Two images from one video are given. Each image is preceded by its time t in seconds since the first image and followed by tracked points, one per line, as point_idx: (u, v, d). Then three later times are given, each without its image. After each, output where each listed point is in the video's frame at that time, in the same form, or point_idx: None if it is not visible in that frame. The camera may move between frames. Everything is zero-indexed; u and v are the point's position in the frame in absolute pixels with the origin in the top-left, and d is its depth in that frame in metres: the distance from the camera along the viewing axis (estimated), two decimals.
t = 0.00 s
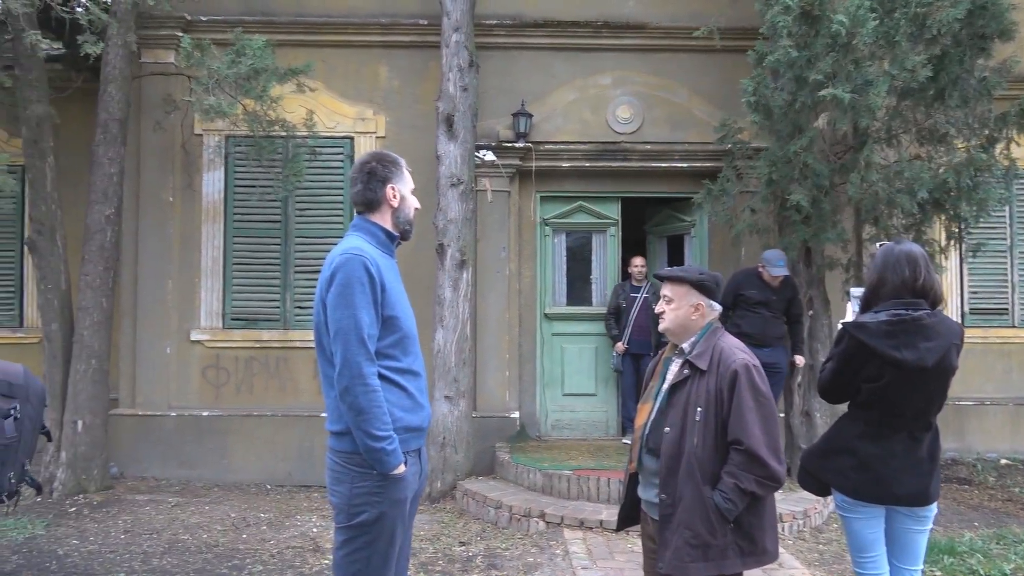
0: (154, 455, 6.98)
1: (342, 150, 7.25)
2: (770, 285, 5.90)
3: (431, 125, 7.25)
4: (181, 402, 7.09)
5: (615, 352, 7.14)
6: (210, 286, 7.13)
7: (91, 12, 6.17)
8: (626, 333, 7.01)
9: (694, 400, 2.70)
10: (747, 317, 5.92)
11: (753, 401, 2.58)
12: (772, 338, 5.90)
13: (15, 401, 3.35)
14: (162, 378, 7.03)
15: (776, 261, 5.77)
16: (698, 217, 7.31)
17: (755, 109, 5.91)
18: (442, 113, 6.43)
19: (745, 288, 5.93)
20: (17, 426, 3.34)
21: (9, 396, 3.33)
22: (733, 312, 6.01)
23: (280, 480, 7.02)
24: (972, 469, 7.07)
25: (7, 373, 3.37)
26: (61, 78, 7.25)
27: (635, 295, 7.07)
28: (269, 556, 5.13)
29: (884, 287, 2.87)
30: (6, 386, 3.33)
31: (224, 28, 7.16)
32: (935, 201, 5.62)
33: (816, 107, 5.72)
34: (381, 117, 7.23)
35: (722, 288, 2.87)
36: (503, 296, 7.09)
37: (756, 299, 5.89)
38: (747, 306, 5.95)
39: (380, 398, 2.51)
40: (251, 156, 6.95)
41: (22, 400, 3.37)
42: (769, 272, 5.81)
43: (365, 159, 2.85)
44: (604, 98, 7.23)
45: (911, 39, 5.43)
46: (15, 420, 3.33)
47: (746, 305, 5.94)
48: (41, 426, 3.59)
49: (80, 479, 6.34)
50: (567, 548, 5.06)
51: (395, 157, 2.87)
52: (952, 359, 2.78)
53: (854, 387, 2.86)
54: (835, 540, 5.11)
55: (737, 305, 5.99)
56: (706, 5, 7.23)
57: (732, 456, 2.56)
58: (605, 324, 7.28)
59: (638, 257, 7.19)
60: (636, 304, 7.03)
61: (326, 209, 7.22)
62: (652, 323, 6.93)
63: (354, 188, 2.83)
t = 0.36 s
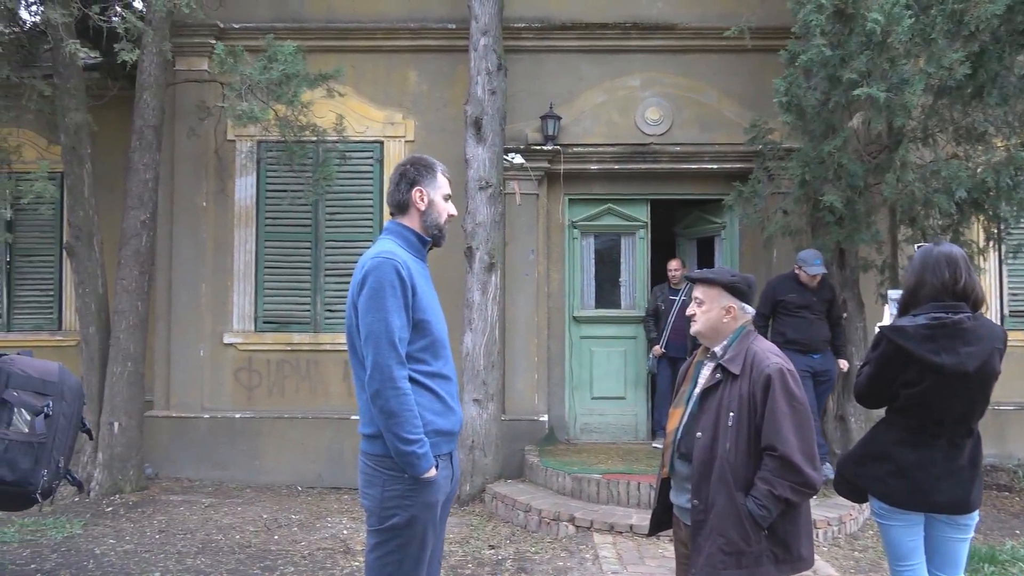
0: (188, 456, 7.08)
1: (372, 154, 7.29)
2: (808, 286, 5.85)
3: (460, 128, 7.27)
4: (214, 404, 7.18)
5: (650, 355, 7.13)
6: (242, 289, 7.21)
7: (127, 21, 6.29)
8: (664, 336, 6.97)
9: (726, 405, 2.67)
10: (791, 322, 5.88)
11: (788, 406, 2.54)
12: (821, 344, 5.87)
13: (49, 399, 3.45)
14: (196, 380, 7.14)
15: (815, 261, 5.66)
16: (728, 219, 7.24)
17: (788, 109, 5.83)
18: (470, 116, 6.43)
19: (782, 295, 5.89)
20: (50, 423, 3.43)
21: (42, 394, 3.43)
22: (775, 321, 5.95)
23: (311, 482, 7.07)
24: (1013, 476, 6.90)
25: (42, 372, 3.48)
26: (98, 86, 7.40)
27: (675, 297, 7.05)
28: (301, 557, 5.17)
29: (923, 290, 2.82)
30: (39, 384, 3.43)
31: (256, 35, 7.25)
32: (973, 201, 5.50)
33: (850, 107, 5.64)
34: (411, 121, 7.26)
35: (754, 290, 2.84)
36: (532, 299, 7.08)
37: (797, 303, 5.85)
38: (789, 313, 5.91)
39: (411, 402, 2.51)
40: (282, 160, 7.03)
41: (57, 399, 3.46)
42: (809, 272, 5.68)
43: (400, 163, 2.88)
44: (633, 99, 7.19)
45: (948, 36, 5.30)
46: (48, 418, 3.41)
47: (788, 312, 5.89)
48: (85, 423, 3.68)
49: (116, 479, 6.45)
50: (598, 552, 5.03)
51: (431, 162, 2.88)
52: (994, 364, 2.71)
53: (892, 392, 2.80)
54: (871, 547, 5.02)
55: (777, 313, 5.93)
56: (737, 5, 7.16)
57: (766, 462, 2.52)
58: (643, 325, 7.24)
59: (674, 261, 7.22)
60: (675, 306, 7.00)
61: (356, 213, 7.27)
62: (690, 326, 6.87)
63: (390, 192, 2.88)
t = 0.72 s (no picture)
0: (220, 457, 7.16)
1: (399, 158, 7.32)
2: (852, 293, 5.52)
3: (487, 131, 7.26)
4: (246, 406, 7.26)
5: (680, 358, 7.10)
6: (273, 292, 7.29)
7: (160, 29, 6.38)
8: (695, 338, 6.92)
9: (761, 410, 2.63)
10: (841, 334, 5.48)
11: (825, 411, 2.50)
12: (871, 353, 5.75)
13: (87, 411, 3.25)
14: (228, 382, 7.23)
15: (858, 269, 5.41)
16: (759, 220, 7.16)
17: (819, 107, 5.74)
18: (497, 119, 6.44)
19: (827, 305, 5.52)
20: (88, 436, 3.25)
21: (81, 405, 3.24)
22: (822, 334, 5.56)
23: (340, 484, 7.11)
24: None
25: (80, 381, 3.29)
26: (132, 93, 7.53)
27: (706, 300, 6.97)
28: (331, 559, 5.20)
29: (964, 292, 2.75)
30: (78, 395, 3.24)
31: (286, 41, 7.33)
32: (1012, 200, 5.37)
33: (884, 105, 5.55)
34: (438, 124, 7.28)
35: (790, 293, 2.80)
36: (560, 302, 7.05)
37: (844, 313, 5.48)
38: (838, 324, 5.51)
39: (443, 406, 2.51)
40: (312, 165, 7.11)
41: (96, 410, 3.28)
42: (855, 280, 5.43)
43: (429, 166, 2.89)
44: (661, 100, 7.15)
45: (984, 32, 5.15)
46: (87, 431, 3.24)
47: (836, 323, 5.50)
48: (121, 430, 3.52)
49: (151, 480, 6.54)
50: (627, 557, 5.00)
51: (461, 164, 2.88)
52: None
53: (932, 395, 2.74)
54: (909, 554, 4.92)
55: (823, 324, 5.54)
56: (766, 4, 7.08)
57: (802, 468, 2.48)
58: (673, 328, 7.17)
59: (708, 263, 7.09)
60: (706, 309, 6.92)
61: (385, 216, 7.30)
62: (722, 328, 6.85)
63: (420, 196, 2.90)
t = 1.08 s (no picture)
0: (257, 458, 7.25)
1: (432, 160, 7.34)
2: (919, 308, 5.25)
3: (519, 133, 7.26)
4: (282, 408, 7.35)
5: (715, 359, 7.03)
6: (309, 296, 7.37)
7: (198, 37, 6.49)
8: (731, 339, 6.85)
9: (802, 410, 2.58)
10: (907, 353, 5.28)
11: (868, 411, 2.44)
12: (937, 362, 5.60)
13: (141, 414, 3.09)
14: (265, 384, 7.32)
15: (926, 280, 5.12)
16: (795, 220, 7.05)
17: (858, 104, 5.62)
18: (529, 120, 6.43)
19: (894, 322, 5.30)
20: (144, 438, 3.10)
21: (134, 408, 3.08)
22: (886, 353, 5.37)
23: (375, 486, 7.14)
24: None
25: (131, 384, 3.11)
26: (170, 101, 7.67)
27: (740, 300, 6.94)
28: (367, 560, 5.23)
29: (1015, 292, 2.68)
30: (131, 398, 3.07)
31: (320, 47, 7.41)
32: None
33: (926, 100, 5.43)
34: (470, 127, 7.30)
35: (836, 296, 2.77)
36: (593, 303, 7.02)
37: (911, 332, 5.25)
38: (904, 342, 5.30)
39: (480, 408, 2.51)
40: (346, 168, 7.17)
41: (147, 412, 3.12)
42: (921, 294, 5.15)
43: (461, 169, 2.89)
44: (694, 100, 7.08)
45: None
46: (142, 434, 3.09)
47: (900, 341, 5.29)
48: (170, 423, 3.38)
49: (190, 481, 6.65)
50: (664, 561, 4.95)
51: (492, 164, 2.87)
52: None
53: (983, 398, 2.67)
54: (955, 562, 4.79)
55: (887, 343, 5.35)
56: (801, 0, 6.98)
57: (845, 470, 2.43)
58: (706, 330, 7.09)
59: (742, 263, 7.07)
60: (740, 310, 6.88)
61: (418, 219, 7.33)
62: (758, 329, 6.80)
63: (452, 198, 2.89)
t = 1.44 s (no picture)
0: (289, 458, 7.32)
1: (461, 162, 7.36)
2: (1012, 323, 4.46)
3: (547, 133, 7.24)
4: (314, 409, 7.41)
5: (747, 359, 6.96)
6: (339, 298, 7.42)
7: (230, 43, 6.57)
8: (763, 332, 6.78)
9: (841, 412, 2.54)
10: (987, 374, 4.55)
11: (911, 412, 2.39)
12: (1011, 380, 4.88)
13: (182, 412, 3.13)
14: (297, 385, 7.39)
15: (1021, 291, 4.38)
16: (829, 218, 6.95)
17: (894, 100, 5.52)
18: (558, 121, 6.41)
19: (979, 338, 4.63)
20: (185, 436, 3.14)
21: (176, 407, 3.11)
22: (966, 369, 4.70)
23: (405, 486, 7.17)
24: None
25: (172, 383, 3.14)
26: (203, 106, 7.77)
27: (771, 301, 6.87)
28: (398, 561, 5.25)
29: None
30: (174, 397, 3.11)
31: (349, 51, 7.46)
32: None
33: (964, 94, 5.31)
34: (498, 128, 7.30)
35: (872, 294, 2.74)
36: (623, 304, 6.99)
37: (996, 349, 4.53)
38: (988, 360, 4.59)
39: (515, 410, 2.50)
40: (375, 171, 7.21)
41: (188, 410, 3.15)
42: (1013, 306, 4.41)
43: (491, 169, 2.88)
44: (725, 98, 7.01)
45: None
46: (184, 432, 3.12)
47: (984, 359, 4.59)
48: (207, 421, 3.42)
49: (225, 480, 6.73)
50: (696, 564, 4.91)
51: (522, 164, 2.85)
52: None
53: None
54: (997, 567, 4.68)
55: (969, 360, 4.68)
56: None
57: (888, 473, 2.38)
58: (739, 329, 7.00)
59: (772, 262, 7.02)
60: (772, 310, 6.82)
61: (447, 220, 7.35)
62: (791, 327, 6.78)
63: (483, 199, 2.89)
